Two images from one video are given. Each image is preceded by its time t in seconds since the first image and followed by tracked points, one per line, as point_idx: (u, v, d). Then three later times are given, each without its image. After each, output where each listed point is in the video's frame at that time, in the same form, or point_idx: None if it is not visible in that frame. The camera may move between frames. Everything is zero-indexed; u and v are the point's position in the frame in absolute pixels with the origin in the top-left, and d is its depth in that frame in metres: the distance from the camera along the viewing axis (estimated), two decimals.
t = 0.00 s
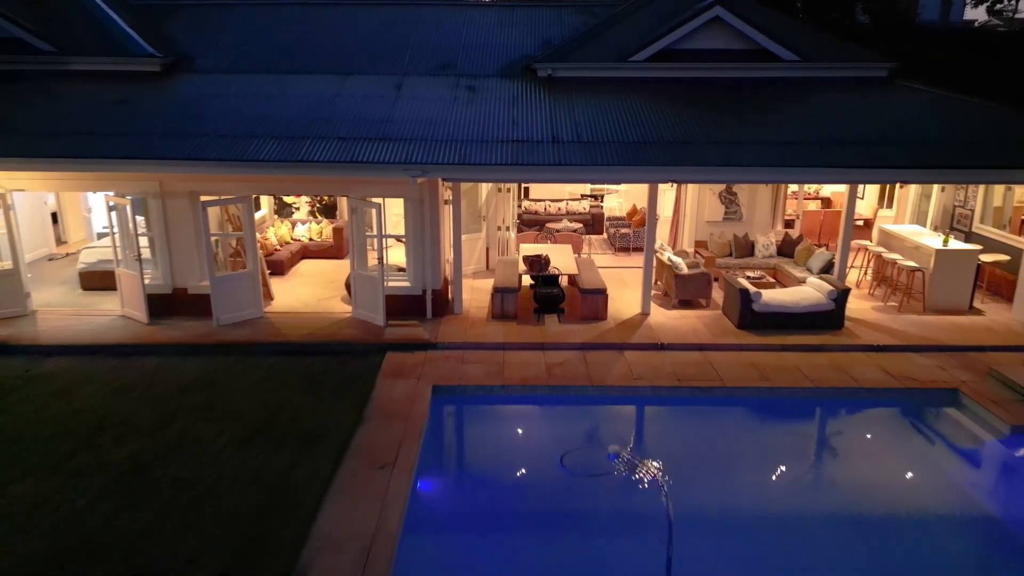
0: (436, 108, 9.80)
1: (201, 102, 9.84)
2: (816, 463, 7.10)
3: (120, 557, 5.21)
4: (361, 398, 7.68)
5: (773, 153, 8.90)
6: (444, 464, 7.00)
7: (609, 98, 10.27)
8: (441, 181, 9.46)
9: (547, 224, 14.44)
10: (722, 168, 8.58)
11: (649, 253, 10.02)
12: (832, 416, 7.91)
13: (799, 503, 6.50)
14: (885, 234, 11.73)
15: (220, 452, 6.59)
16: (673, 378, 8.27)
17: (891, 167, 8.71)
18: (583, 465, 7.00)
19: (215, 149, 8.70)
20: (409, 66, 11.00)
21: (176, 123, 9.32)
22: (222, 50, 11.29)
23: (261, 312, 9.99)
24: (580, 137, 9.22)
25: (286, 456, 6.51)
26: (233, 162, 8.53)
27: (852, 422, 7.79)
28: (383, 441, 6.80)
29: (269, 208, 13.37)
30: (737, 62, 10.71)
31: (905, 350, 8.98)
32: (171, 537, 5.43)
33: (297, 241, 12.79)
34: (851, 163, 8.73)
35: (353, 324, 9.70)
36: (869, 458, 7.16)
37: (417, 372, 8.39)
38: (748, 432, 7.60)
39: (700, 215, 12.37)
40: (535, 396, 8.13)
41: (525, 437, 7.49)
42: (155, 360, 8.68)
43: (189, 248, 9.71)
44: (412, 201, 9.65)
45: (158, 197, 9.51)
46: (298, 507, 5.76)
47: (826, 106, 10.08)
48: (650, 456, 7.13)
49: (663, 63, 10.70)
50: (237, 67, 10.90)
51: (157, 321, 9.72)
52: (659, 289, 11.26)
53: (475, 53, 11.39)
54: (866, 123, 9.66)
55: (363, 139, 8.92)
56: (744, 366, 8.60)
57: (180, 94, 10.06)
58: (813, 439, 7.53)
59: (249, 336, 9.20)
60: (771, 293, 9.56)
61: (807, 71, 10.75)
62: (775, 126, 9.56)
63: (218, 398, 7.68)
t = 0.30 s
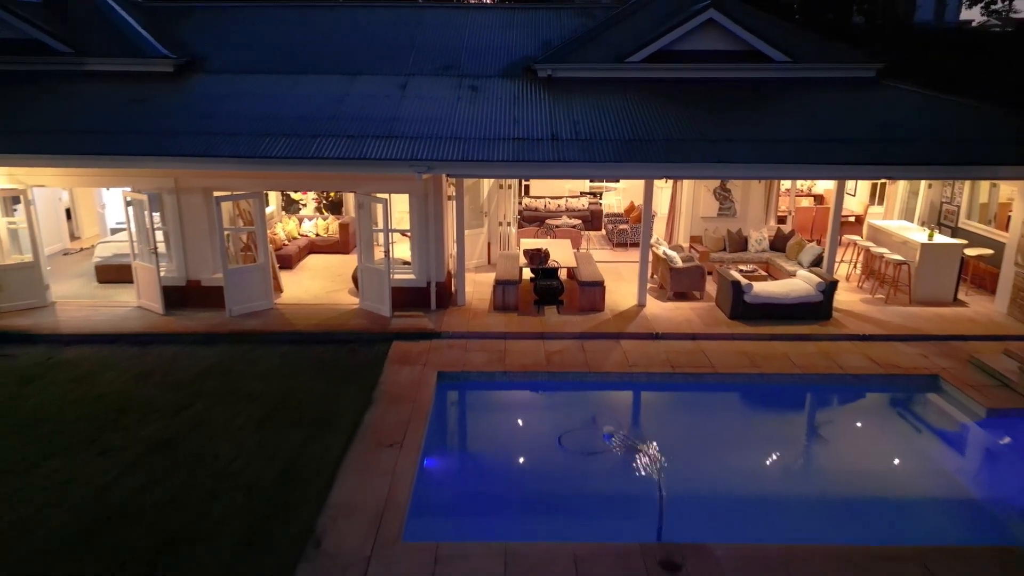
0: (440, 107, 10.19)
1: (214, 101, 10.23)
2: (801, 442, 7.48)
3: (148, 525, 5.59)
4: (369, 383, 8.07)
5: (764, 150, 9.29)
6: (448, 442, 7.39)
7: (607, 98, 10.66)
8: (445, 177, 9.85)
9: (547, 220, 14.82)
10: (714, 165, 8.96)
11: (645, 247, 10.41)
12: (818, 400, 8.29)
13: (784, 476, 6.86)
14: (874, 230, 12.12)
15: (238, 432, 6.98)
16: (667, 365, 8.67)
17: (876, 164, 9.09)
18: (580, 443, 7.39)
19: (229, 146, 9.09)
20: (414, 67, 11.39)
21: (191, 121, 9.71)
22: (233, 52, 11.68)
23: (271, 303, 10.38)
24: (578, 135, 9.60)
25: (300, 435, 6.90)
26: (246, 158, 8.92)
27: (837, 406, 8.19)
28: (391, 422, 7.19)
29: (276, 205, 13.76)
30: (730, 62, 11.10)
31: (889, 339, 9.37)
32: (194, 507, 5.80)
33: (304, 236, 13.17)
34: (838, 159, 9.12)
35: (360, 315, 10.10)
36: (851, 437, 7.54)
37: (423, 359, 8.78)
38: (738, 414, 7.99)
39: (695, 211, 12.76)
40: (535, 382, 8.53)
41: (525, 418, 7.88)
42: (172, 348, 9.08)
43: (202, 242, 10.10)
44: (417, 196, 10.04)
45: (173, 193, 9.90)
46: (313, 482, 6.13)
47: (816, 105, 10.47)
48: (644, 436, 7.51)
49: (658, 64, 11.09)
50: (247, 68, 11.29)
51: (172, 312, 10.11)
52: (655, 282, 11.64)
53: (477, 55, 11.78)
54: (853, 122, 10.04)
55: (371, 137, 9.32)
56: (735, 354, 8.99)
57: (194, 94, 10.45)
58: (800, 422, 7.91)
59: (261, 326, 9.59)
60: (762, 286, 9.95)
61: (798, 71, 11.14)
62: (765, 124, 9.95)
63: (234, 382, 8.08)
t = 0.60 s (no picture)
0: (444, 106, 10.60)
1: (227, 101, 10.63)
2: (788, 424, 7.90)
3: (176, 494, 5.97)
4: (378, 370, 8.48)
5: (754, 147, 9.69)
6: (453, 423, 7.81)
7: (604, 97, 11.07)
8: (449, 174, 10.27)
9: (547, 216, 15.21)
10: (706, 161, 9.37)
11: (641, 241, 10.82)
12: (805, 385, 8.70)
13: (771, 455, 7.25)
14: (863, 225, 12.52)
15: (255, 414, 7.39)
16: (661, 354, 9.08)
17: (862, 160, 9.50)
18: (578, 424, 7.80)
19: (242, 144, 9.50)
20: (418, 68, 11.79)
21: (205, 120, 10.11)
22: (243, 53, 12.09)
23: (282, 295, 10.80)
24: (577, 133, 10.01)
25: (314, 417, 7.31)
26: (259, 156, 9.33)
27: (822, 391, 8.61)
28: (399, 405, 7.60)
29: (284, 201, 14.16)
30: (724, 64, 11.51)
31: (874, 328, 9.78)
32: (218, 479, 6.19)
33: (311, 232, 13.58)
34: (825, 156, 9.52)
35: (367, 306, 10.50)
36: (836, 419, 7.95)
37: (428, 347, 9.20)
38: (728, 398, 8.40)
39: (690, 207, 13.17)
40: (535, 368, 8.95)
41: (525, 401, 8.30)
42: (188, 337, 9.50)
43: (216, 236, 10.52)
44: (422, 192, 10.45)
45: (188, 189, 10.31)
46: (329, 458, 6.52)
47: (805, 105, 10.87)
48: (639, 417, 7.92)
49: (654, 64, 11.50)
50: (257, 69, 11.70)
51: (186, 303, 10.52)
52: (651, 276, 12.04)
53: (479, 56, 12.19)
54: (841, 120, 10.45)
55: (378, 135, 9.73)
56: (726, 342, 9.41)
57: (207, 94, 10.85)
58: (787, 405, 8.32)
59: (272, 316, 10.00)
60: (753, 278, 10.36)
61: (789, 72, 11.54)
62: (757, 123, 10.35)
63: (249, 369, 8.49)
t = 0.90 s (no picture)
0: (448, 106, 11.04)
1: (240, 101, 11.07)
2: (775, 406, 8.33)
3: (202, 467, 6.37)
4: (385, 357, 8.92)
5: (745, 146, 10.13)
6: (458, 406, 8.27)
7: (602, 98, 11.51)
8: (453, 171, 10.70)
9: (547, 212, 15.65)
10: (699, 159, 9.81)
11: (637, 236, 11.27)
12: (792, 371, 9.13)
13: (759, 435, 7.67)
14: (852, 221, 12.96)
15: (270, 396, 7.81)
16: (655, 342, 9.53)
17: (848, 158, 9.94)
18: (576, 406, 8.25)
19: (256, 142, 9.94)
20: (423, 69, 12.24)
21: (219, 119, 10.55)
22: (253, 55, 12.54)
23: (292, 287, 11.24)
24: (575, 132, 10.45)
25: (326, 399, 7.74)
26: (272, 154, 9.78)
27: (809, 376, 9.04)
28: (406, 388, 8.04)
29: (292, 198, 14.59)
30: (717, 65, 11.95)
31: (860, 319, 10.22)
32: (240, 455, 6.59)
33: (318, 228, 14.02)
34: (812, 154, 9.96)
35: (374, 298, 10.95)
36: (821, 402, 8.38)
37: (433, 336, 9.65)
38: (719, 383, 8.84)
39: (685, 204, 13.61)
40: (535, 356, 9.40)
41: (526, 387, 8.74)
42: (204, 327, 9.93)
43: (229, 230, 10.97)
44: (426, 188, 10.89)
45: (202, 185, 10.75)
46: (343, 437, 6.94)
47: (795, 105, 11.31)
48: (633, 401, 8.36)
49: (650, 66, 11.94)
50: (267, 70, 12.15)
51: (200, 295, 10.97)
52: (647, 269, 12.49)
53: (482, 58, 12.64)
54: (829, 120, 10.89)
55: (385, 134, 10.17)
56: (718, 332, 9.85)
57: (220, 94, 11.29)
58: (775, 389, 8.75)
59: (283, 307, 10.45)
60: (744, 271, 10.80)
61: (780, 73, 11.98)
62: (748, 122, 10.78)
63: (263, 356, 8.93)
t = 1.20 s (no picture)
0: (452, 106, 11.50)
1: (252, 102, 11.53)
2: (762, 390, 8.80)
3: (224, 441, 6.83)
4: (393, 344, 9.39)
5: (736, 144, 10.59)
6: (461, 389, 8.74)
7: (599, 98, 11.97)
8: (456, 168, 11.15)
9: (547, 209, 16.10)
10: (692, 157, 10.27)
11: (633, 231, 11.73)
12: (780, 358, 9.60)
13: (747, 416, 8.14)
14: (841, 217, 13.42)
15: (286, 379, 8.28)
16: (650, 331, 9.99)
17: (834, 156, 10.40)
18: (573, 390, 8.72)
19: (268, 141, 10.40)
20: (427, 70, 12.69)
21: (232, 119, 11.01)
22: (263, 57, 13.00)
23: (302, 280, 11.71)
24: (574, 130, 10.91)
25: (338, 382, 8.21)
26: (284, 151, 10.24)
27: (795, 362, 9.50)
28: (413, 373, 8.51)
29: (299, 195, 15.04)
30: (711, 66, 12.41)
31: (846, 310, 10.69)
32: (259, 431, 7.05)
33: (325, 224, 14.47)
34: (800, 152, 10.42)
35: (381, 290, 11.42)
36: (806, 387, 8.84)
37: (438, 325, 10.12)
38: (709, 368, 9.30)
39: (680, 200, 14.07)
40: (535, 344, 9.87)
41: (527, 372, 9.20)
42: (219, 317, 10.41)
43: (242, 225, 11.44)
44: (431, 184, 11.34)
45: (216, 182, 11.22)
46: (354, 415, 7.39)
47: (785, 105, 11.76)
48: (628, 385, 8.82)
49: (646, 67, 12.41)
50: (277, 71, 12.61)
51: (214, 287, 11.44)
52: (643, 263, 12.95)
53: (484, 59, 13.10)
54: (817, 119, 11.34)
55: (392, 133, 10.63)
56: (710, 322, 10.32)
57: (233, 95, 11.75)
58: (763, 374, 9.21)
59: (294, 299, 10.92)
60: (735, 264, 11.27)
61: (771, 74, 12.44)
62: (740, 121, 11.24)
63: (277, 343, 9.40)
